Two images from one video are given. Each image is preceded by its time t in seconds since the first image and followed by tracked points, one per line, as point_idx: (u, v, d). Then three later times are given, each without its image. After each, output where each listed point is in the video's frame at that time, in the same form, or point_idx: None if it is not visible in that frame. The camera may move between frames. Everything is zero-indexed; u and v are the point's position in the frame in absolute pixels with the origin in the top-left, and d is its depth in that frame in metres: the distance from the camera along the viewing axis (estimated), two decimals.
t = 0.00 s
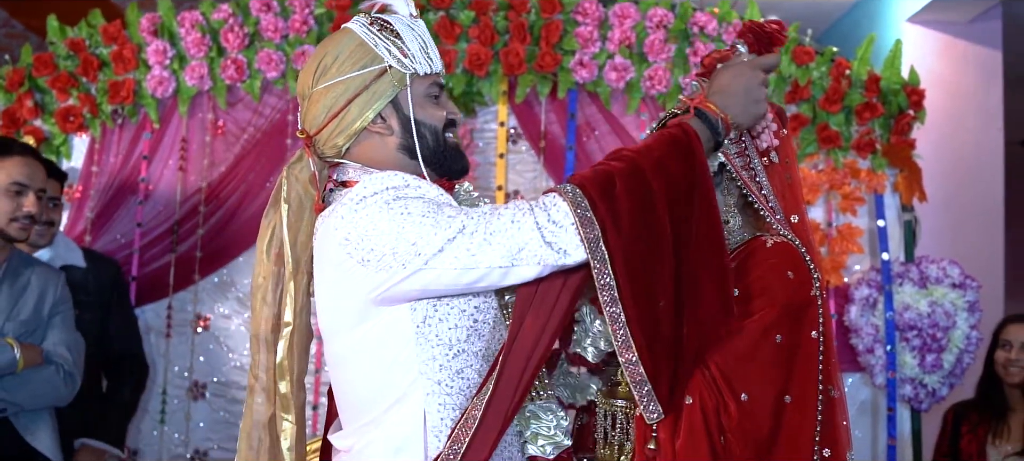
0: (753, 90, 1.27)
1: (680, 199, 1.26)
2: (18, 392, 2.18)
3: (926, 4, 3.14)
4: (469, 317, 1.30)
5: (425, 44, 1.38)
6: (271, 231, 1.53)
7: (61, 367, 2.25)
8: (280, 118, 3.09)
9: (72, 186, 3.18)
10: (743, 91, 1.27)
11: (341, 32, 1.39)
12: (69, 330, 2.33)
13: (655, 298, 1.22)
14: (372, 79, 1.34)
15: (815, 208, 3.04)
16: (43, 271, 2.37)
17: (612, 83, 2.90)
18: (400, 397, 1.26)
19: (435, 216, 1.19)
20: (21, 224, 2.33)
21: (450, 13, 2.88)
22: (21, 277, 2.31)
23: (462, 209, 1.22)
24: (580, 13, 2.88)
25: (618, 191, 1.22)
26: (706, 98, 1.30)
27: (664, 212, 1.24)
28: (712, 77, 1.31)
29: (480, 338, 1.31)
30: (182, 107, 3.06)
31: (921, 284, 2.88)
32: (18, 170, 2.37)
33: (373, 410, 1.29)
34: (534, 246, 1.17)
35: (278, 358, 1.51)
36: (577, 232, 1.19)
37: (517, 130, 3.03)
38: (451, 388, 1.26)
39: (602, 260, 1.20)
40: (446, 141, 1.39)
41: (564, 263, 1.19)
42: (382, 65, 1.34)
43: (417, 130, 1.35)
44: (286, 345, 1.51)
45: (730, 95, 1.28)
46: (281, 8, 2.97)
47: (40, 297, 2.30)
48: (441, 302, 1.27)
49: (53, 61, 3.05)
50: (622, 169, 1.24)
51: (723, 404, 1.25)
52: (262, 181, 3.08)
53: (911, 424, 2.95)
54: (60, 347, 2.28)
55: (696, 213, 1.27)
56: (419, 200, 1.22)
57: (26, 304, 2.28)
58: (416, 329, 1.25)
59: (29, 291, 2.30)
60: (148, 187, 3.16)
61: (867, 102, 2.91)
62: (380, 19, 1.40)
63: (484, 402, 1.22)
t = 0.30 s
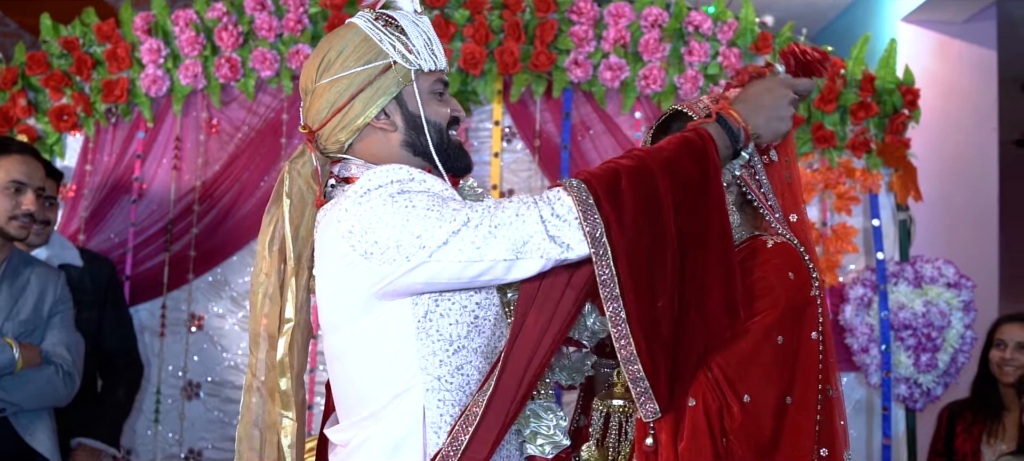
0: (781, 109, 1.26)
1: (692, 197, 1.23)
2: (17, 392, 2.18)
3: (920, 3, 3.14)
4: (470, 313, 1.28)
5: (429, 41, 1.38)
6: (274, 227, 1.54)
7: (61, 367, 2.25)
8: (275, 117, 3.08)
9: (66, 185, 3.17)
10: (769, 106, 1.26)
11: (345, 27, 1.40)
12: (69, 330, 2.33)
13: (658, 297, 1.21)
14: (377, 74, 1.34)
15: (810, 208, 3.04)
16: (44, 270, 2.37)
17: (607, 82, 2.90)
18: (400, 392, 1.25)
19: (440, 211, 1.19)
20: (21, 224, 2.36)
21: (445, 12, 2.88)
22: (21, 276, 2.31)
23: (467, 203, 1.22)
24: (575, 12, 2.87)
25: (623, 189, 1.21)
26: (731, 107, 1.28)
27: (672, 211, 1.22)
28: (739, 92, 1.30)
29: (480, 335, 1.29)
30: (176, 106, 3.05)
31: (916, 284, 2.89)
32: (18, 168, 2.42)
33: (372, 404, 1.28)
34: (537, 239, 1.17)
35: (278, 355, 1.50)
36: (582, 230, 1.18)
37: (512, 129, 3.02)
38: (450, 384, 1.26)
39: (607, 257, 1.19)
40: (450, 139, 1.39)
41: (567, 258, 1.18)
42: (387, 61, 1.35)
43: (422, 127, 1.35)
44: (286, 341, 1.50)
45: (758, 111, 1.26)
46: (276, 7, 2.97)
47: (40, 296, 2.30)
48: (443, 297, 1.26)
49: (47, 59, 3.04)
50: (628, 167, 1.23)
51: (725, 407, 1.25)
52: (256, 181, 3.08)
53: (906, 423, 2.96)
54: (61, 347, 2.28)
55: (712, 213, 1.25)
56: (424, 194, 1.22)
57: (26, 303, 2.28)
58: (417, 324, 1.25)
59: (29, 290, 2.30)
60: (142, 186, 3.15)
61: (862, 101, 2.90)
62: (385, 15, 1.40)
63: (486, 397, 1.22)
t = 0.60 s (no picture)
0: (800, 134, 1.21)
1: (701, 204, 1.19)
2: (14, 390, 2.17)
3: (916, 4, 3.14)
4: (470, 313, 1.27)
5: (435, 38, 1.38)
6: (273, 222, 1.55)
7: (61, 366, 2.25)
8: (270, 116, 3.07)
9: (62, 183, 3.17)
10: (789, 127, 1.21)
11: (351, 22, 1.39)
12: (68, 328, 2.33)
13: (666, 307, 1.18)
14: (382, 70, 1.33)
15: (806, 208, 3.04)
16: (44, 269, 2.37)
17: (603, 81, 2.89)
18: (397, 391, 1.25)
19: (444, 209, 1.17)
20: (20, 221, 2.35)
21: (441, 11, 2.87)
22: (21, 274, 2.31)
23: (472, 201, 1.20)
24: (572, 12, 2.86)
25: (631, 198, 1.17)
26: (751, 126, 1.24)
27: (682, 221, 1.18)
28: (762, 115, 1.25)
29: (480, 335, 1.28)
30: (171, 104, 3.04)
31: (912, 284, 2.89)
32: (16, 167, 2.40)
33: (369, 401, 1.28)
34: (541, 240, 1.14)
35: (277, 351, 1.50)
36: (587, 234, 1.15)
37: (508, 129, 3.02)
38: (448, 384, 1.25)
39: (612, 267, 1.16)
40: (453, 137, 1.39)
41: (569, 261, 1.16)
42: (392, 57, 1.34)
43: (425, 125, 1.35)
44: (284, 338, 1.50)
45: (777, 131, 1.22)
46: (272, 6, 2.96)
47: (39, 295, 2.30)
48: (443, 296, 1.25)
49: (42, 57, 3.04)
50: (636, 174, 1.19)
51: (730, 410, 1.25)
52: (252, 179, 3.07)
53: (901, 424, 2.96)
54: (60, 346, 2.28)
55: (724, 222, 1.20)
56: (428, 192, 1.20)
57: (26, 302, 2.28)
58: (416, 322, 1.24)
59: (29, 289, 2.30)
60: (137, 184, 3.14)
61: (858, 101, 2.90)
62: (391, 11, 1.40)
63: (486, 400, 1.22)
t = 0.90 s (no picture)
0: (809, 163, 1.23)
1: (706, 220, 1.21)
2: (11, 390, 2.16)
3: (913, 3, 3.14)
4: (468, 319, 1.27)
5: (440, 37, 1.39)
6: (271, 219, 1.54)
7: (59, 365, 2.25)
8: (266, 114, 3.07)
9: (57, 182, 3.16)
10: (798, 155, 1.23)
11: (356, 18, 1.41)
12: (66, 327, 2.33)
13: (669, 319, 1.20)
14: (386, 68, 1.35)
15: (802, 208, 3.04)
16: (42, 267, 2.36)
17: (600, 80, 2.89)
18: (393, 394, 1.25)
19: (446, 213, 1.17)
20: (18, 219, 2.34)
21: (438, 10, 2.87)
22: (19, 273, 2.30)
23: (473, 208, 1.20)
24: (568, 11, 2.85)
25: (635, 215, 1.18)
26: (761, 149, 1.26)
27: (686, 237, 1.20)
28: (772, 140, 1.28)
29: (477, 341, 1.28)
30: (167, 103, 3.04)
31: (908, 284, 2.89)
32: (12, 165, 2.40)
33: (365, 403, 1.28)
34: (541, 251, 1.15)
35: (276, 349, 1.51)
36: (589, 248, 1.17)
37: (504, 128, 3.02)
38: (444, 389, 1.24)
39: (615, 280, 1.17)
40: (455, 137, 1.40)
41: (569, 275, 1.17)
42: (396, 55, 1.36)
43: (426, 124, 1.36)
44: (282, 335, 1.51)
45: (785, 157, 1.24)
46: (268, 4, 2.95)
47: (37, 293, 2.29)
48: (442, 301, 1.25)
49: (37, 56, 3.03)
50: (641, 190, 1.21)
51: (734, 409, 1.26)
52: (248, 178, 3.06)
53: (897, 424, 2.97)
54: (59, 345, 2.27)
55: (732, 238, 1.22)
56: (430, 196, 1.20)
57: (24, 301, 2.27)
58: (414, 326, 1.24)
59: (27, 288, 2.29)
60: (133, 183, 3.14)
61: (855, 101, 2.90)
62: (396, 8, 1.42)
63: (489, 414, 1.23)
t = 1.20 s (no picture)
0: (809, 197, 1.26)
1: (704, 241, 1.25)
2: (5, 388, 2.16)
3: (909, 3, 3.14)
4: (463, 327, 1.30)
5: (441, 37, 1.41)
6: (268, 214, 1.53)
7: (53, 362, 2.24)
8: (261, 112, 3.06)
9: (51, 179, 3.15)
10: (799, 188, 1.26)
11: (358, 15, 1.43)
12: (61, 324, 2.32)
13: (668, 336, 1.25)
14: (386, 65, 1.36)
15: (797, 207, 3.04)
16: (36, 265, 2.35)
17: (595, 79, 2.89)
18: (387, 399, 1.27)
19: (445, 224, 1.20)
20: (11, 216, 2.33)
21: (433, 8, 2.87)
22: (13, 271, 2.29)
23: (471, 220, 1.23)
24: (564, 9, 2.85)
25: (635, 239, 1.22)
26: (764, 176, 1.29)
27: (686, 260, 1.24)
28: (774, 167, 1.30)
29: (471, 348, 1.31)
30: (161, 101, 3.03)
31: (903, 283, 2.88)
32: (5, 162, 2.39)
33: (358, 407, 1.30)
34: (538, 270, 1.18)
35: (272, 346, 1.52)
36: (589, 273, 1.21)
37: (500, 126, 3.01)
38: (437, 396, 1.27)
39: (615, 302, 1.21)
40: (453, 138, 1.41)
41: (564, 296, 1.21)
42: (397, 53, 1.37)
43: (425, 123, 1.38)
44: (278, 332, 1.52)
45: (787, 186, 1.27)
46: (263, 2, 2.95)
47: (31, 291, 2.28)
48: (437, 309, 1.28)
49: (31, 53, 3.02)
50: (641, 213, 1.25)
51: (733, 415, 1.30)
52: (242, 176, 3.05)
53: (892, 423, 2.97)
54: (53, 342, 2.26)
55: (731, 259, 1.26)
56: (429, 205, 1.24)
57: (18, 298, 2.26)
58: (408, 333, 1.26)
59: (21, 286, 2.28)
60: (127, 180, 3.13)
61: (850, 100, 2.90)
62: (399, 6, 1.44)
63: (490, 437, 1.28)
